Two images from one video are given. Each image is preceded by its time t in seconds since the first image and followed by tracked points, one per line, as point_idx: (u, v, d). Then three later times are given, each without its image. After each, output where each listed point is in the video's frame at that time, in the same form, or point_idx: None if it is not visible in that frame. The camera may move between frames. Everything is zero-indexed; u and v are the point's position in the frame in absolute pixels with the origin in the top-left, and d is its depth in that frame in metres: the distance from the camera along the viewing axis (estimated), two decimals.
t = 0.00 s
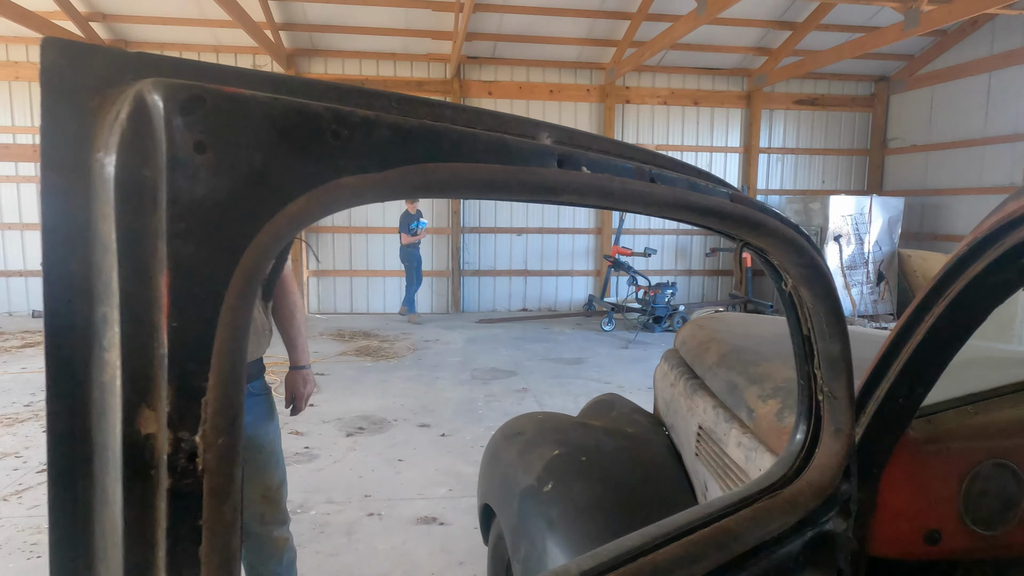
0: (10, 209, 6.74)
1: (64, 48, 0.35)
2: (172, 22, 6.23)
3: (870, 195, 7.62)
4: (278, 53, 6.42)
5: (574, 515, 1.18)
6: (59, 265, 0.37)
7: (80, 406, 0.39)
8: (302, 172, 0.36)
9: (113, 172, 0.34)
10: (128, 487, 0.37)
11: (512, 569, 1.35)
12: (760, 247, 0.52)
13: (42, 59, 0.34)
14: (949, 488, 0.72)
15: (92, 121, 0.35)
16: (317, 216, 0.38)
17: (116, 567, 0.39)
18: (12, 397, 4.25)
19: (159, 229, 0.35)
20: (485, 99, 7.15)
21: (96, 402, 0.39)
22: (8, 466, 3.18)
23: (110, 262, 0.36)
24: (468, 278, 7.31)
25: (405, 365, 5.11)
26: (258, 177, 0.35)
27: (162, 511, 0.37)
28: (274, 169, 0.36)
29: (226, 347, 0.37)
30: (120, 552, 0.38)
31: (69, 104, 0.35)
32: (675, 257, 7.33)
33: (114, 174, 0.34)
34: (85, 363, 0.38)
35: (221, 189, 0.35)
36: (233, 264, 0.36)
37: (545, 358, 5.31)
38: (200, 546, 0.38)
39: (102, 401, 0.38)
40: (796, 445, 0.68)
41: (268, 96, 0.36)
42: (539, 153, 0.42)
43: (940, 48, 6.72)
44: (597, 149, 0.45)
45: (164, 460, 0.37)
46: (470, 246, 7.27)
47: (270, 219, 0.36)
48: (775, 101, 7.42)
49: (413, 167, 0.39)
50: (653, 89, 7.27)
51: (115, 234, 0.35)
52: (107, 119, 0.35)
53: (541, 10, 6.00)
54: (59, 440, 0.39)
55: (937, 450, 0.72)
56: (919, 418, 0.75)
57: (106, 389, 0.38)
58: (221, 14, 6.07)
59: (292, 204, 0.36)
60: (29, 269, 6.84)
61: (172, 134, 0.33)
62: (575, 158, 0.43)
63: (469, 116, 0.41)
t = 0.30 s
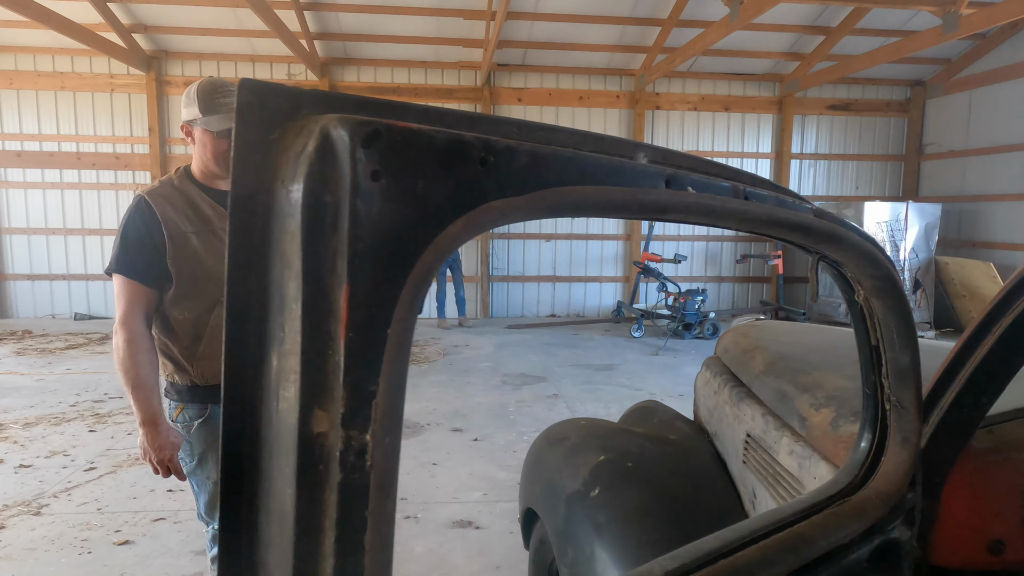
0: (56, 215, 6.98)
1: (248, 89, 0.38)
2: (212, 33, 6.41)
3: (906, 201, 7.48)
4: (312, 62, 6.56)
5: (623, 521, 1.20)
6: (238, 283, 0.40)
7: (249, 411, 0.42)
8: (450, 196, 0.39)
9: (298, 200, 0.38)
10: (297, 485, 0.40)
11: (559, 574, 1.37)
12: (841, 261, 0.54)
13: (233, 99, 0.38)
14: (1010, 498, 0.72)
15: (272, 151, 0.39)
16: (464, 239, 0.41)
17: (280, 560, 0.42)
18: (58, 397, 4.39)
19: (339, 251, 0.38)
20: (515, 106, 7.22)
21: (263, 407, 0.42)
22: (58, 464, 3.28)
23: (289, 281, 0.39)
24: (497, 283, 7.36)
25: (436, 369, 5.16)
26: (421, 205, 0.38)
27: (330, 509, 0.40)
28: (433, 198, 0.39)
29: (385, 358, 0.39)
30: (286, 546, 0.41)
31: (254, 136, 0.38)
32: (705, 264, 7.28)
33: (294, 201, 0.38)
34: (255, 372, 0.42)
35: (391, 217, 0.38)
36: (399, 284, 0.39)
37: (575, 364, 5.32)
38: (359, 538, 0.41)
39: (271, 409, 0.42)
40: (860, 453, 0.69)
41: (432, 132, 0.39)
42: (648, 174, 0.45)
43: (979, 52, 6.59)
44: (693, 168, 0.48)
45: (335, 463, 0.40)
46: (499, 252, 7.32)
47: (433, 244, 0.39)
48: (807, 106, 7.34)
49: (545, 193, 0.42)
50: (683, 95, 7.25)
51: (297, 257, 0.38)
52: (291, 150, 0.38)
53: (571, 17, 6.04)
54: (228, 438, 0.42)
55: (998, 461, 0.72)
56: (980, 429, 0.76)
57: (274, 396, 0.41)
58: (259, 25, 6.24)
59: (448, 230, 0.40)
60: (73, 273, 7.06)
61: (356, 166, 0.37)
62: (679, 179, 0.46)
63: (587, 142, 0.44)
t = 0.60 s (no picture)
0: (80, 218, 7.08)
1: (449, 115, 0.44)
2: (234, 39, 6.49)
3: (926, 205, 7.42)
4: (333, 67, 6.63)
5: (673, 524, 1.20)
6: (429, 293, 0.44)
7: (436, 405, 0.45)
8: (631, 205, 0.40)
9: (493, 217, 0.40)
10: (486, 481, 0.41)
11: None
12: (939, 268, 0.55)
13: (437, 133, 0.43)
14: None
15: (465, 169, 0.43)
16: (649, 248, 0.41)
17: (462, 556, 0.43)
18: (87, 399, 4.45)
19: (536, 256, 0.38)
20: (533, 109, 7.24)
21: (445, 405, 0.44)
22: (90, 464, 3.33)
23: (483, 289, 0.41)
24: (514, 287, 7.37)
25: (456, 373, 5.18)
26: (605, 216, 0.39)
27: (520, 507, 0.40)
28: (616, 210, 0.39)
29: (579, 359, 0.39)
30: (471, 541, 0.42)
31: (449, 156, 0.43)
32: (723, 268, 7.25)
33: (489, 218, 0.40)
34: (441, 371, 0.45)
35: (584, 227, 0.38)
36: (590, 292, 0.38)
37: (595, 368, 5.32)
38: (547, 536, 0.40)
39: (457, 407, 0.44)
40: (939, 457, 0.69)
41: (617, 148, 0.40)
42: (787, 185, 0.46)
43: (1002, 54, 6.53)
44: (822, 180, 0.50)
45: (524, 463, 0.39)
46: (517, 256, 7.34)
47: (625, 248, 0.40)
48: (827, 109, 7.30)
49: (713, 203, 0.42)
50: (701, 98, 7.24)
51: (494, 264, 0.40)
52: (490, 167, 0.41)
53: (591, 21, 6.06)
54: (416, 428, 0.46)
55: None
56: None
57: (462, 394, 0.43)
58: (281, 31, 6.31)
59: (634, 237, 0.40)
60: (96, 275, 7.15)
61: (557, 181, 0.38)
62: (815, 190, 0.47)
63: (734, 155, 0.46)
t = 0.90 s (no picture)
0: (90, 220, 7.11)
1: (608, 120, 0.44)
2: (243, 41, 6.51)
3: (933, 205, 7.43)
4: (341, 68, 6.64)
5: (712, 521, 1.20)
6: (579, 290, 0.45)
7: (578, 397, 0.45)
8: (771, 203, 0.39)
9: (647, 215, 0.39)
10: (631, 467, 0.41)
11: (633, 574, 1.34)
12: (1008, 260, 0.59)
13: (595, 138, 0.44)
14: None
15: (622, 169, 0.42)
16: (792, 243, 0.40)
17: (607, 539, 0.43)
18: (100, 399, 4.47)
19: (692, 249, 0.37)
20: (540, 110, 7.26)
21: (588, 396, 0.45)
22: (108, 464, 3.34)
23: (633, 279, 0.41)
24: (522, 287, 7.40)
25: (467, 373, 5.20)
26: (753, 211, 0.39)
27: (668, 492, 0.39)
28: (758, 205, 0.39)
29: (730, 350, 0.38)
30: (615, 525, 0.42)
31: (602, 155, 0.44)
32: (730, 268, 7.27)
33: (645, 216, 0.40)
34: (587, 364, 0.45)
35: (732, 221, 0.38)
36: (737, 283, 0.38)
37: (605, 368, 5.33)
38: (691, 520, 0.40)
39: (599, 398, 0.44)
40: (995, 451, 0.70)
41: (759, 151, 0.39)
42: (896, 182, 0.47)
43: (1009, 55, 6.53)
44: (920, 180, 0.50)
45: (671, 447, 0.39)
46: (524, 256, 7.37)
47: (768, 238, 0.39)
48: (834, 110, 7.31)
49: (840, 201, 0.42)
50: (708, 99, 7.26)
51: (647, 255, 0.39)
52: (645, 167, 0.40)
53: (599, 22, 6.07)
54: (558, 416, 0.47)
55: None
56: None
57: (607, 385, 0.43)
58: (290, 33, 6.33)
59: (778, 230, 0.39)
60: (105, 277, 7.16)
61: (714, 182, 0.37)
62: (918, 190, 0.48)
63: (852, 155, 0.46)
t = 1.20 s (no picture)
0: (88, 220, 7.08)
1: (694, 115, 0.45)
2: (242, 41, 6.50)
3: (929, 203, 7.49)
4: (340, 67, 6.64)
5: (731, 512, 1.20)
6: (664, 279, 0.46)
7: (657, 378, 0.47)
8: (843, 193, 0.40)
9: (726, 200, 0.41)
10: (711, 441, 0.43)
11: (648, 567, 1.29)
12: None
13: (681, 135, 0.45)
14: None
15: (704, 161, 0.44)
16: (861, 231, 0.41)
17: (686, 511, 0.44)
18: (104, 399, 4.47)
19: (771, 232, 0.39)
20: (539, 109, 7.27)
21: (667, 379, 0.47)
22: (114, 462, 3.34)
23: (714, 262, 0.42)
24: (521, 286, 7.42)
25: (469, 371, 5.22)
26: (830, 203, 0.40)
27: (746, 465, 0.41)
28: (831, 192, 0.40)
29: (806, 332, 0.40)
30: (694, 496, 0.44)
31: (685, 152, 0.45)
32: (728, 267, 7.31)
33: (731, 206, 0.41)
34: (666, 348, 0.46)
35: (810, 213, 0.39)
36: (808, 266, 0.39)
37: (606, 366, 5.35)
38: (767, 490, 0.42)
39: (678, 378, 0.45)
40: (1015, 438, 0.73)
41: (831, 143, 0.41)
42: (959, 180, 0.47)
43: (1005, 54, 6.59)
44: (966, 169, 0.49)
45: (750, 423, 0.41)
46: (524, 255, 7.39)
47: (839, 222, 0.40)
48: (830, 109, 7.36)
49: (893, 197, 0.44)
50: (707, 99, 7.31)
51: (729, 239, 0.41)
52: (725, 160, 0.42)
53: (599, 22, 6.09)
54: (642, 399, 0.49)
55: None
56: None
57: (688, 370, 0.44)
58: (290, 32, 6.32)
59: (848, 214, 0.40)
60: (104, 277, 7.14)
61: (795, 176, 0.39)
62: (965, 181, 0.47)
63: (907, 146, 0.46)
